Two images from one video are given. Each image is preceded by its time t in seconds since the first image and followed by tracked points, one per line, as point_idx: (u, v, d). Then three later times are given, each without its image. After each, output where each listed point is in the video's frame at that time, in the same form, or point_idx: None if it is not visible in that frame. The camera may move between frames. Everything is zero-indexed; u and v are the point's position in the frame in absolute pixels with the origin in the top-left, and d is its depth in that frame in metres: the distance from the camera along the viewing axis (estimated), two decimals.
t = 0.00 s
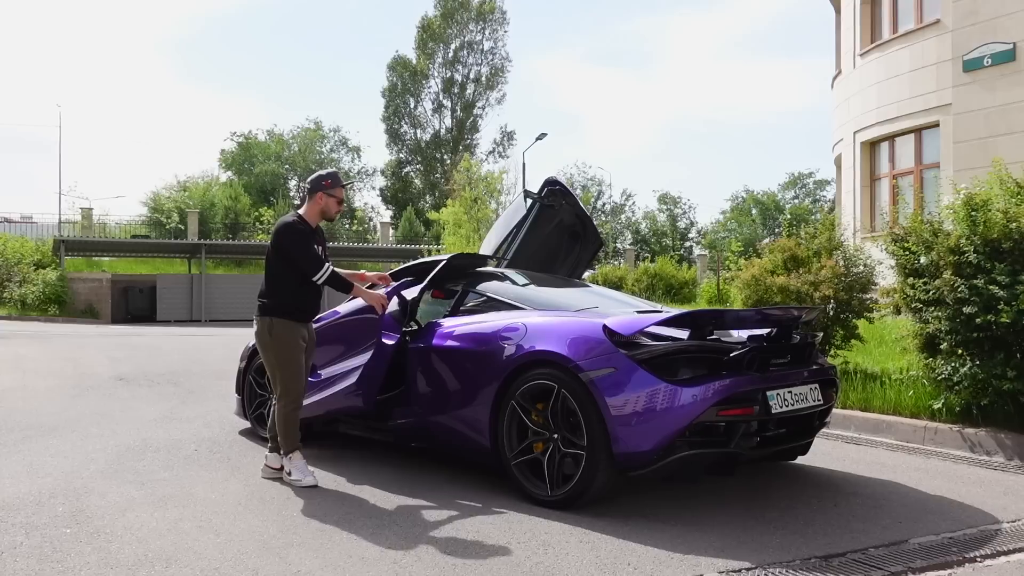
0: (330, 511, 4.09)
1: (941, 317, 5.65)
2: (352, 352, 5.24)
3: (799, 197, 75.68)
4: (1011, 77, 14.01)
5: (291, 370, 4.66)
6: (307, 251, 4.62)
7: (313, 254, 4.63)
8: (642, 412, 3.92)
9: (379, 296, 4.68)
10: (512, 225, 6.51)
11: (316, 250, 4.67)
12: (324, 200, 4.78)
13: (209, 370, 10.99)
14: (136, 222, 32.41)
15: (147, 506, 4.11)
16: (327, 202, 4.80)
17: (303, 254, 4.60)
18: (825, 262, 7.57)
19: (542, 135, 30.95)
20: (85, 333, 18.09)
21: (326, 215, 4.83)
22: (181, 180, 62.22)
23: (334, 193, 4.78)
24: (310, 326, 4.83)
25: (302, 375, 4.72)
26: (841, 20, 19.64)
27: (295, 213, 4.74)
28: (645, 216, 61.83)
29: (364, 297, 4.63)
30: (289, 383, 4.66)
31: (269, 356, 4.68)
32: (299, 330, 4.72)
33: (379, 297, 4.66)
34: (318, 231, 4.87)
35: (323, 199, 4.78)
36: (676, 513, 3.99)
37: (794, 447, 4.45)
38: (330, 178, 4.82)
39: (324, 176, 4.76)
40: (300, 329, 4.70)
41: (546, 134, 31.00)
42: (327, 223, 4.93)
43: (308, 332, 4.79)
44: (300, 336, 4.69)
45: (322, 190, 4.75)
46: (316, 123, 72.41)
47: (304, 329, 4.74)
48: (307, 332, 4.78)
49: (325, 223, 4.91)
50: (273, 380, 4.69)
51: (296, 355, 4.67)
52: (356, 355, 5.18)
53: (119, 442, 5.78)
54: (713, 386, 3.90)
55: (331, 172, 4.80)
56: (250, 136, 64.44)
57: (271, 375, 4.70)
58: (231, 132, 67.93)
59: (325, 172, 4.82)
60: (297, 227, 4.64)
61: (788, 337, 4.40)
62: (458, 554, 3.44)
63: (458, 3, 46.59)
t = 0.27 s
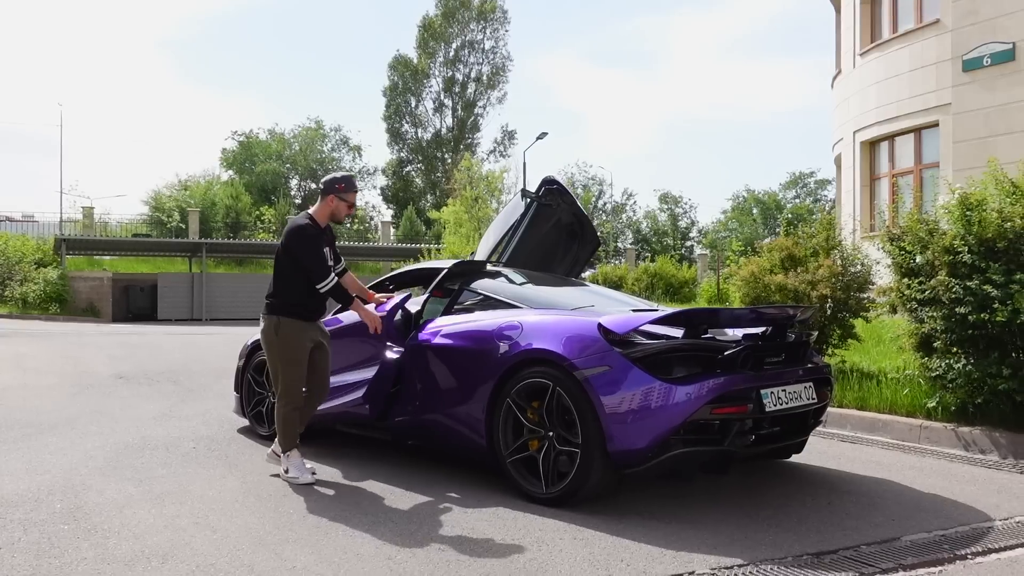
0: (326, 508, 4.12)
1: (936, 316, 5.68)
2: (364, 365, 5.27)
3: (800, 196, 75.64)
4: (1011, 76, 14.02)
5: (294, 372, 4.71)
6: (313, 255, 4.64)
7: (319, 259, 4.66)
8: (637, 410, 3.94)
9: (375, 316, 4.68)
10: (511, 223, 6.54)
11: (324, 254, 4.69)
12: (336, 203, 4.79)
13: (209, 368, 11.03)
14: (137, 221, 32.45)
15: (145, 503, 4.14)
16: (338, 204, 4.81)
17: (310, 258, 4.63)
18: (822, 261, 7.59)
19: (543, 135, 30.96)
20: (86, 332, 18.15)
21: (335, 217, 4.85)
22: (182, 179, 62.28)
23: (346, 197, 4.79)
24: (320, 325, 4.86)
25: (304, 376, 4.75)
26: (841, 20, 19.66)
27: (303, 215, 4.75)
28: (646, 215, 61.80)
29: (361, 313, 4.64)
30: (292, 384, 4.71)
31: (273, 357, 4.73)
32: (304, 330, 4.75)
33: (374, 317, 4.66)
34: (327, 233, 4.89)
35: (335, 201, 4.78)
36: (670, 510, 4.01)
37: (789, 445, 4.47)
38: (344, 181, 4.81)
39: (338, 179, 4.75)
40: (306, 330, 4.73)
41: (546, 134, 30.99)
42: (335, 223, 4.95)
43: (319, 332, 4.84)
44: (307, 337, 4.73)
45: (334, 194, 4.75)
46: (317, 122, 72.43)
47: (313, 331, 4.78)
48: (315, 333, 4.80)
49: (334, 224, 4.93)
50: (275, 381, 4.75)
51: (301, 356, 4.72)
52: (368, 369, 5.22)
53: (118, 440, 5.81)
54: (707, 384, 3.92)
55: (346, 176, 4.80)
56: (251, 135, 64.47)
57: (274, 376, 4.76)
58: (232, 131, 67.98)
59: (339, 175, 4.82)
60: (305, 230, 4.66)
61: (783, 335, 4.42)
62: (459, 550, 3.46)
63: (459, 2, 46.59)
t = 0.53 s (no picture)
0: (323, 505, 4.14)
1: (934, 315, 5.69)
2: (369, 377, 5.17)
3: (802, 196, 75.61)
4: (1010, 76, 14.02)
5: (293, 370, 4.74)
6: (302, 254, 4.70)
7: (307, 258, 4.70)
8: (633, 409, 3.96)
9: (315, 338, 4.64)
10: (508, 223, 6.55)
11: (315, 254, 4.74)
12: (348, 205, 4.87)
13: (209, 367, 11.05)
14: (138, 221, 32.51)
15: (143, 500, 4.16)
16: (351, 207, 4.88)
17: (298, 256, 4.69)
18: (821, 259, 7.60)
19: (543, 134, 31.00)
20: (88, 331, 18.20)
21: (347, 219, 4.92)
22: (184, 179, 62.35)
23: (359, 201, 4.87)
24: (328, 326, 4.88)
25: (303, 374, 4.78)
26: (842, 19, 19.66)
27: (312, 213, 4.86)
28: (647, 215, 61.81)
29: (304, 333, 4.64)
30: (293, 382, 4.75)
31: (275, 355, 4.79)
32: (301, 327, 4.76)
33: (312, 340, 4.63)
34: (336, 234, 4.95)
35: (348, 203, 4.87)
36: (666, 509, 4.03)
37: (785, 443, 4.49)
38: (360, 185, 4.90)
39: (353, 182, 4.83)
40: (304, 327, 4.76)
41: (547, 133, 31.05)
42: (349, 225, 5.03)
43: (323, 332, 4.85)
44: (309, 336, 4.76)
45: (347, 196, 4.83)
46: (318, 121, 72.50)
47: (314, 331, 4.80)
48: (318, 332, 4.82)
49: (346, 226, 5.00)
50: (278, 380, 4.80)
51: (301, 355, 4.76)
52: (376, 383, 5.10)
53: (117, 438, 5.83)
54: (703, 383, 3.93)
55: (362, 180, 4.88)
56: (252, 134, 64.53)
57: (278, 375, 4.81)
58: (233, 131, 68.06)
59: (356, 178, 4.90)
60: (305, 228, 4.75)
61: (779, 334, 4.44)
62: (460, 547, 3.48)
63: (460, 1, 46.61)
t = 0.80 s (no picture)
0: (320, 502, 4.15)
1: (932, 314, 5.70)
2: (376, 388, 5.14)
3: (803, 195, 75.53)
4: (1011, 75, 14.02)
5: (297, 367, 4.78)
6: (303, 250, 4.78)
7: (306, 254, 4.76)
8: (630, 407, 3.97)
9: (288, 334, 4.65)
10: (506, 223, 6.56)
11: (316, 251, 4.79)
12: (359, 208, 4.90)
13: (209, 366, 11.07)
14: (140, 220, 32.51)
15: (142, 498, 4.18)
16: (361, 210, 4.91)
17: (298, 252, 4.77)
18: (820, 258, 7.61)
19: (544, 133, 30.99)
20: (89, 330, 18.22)
21: (357, 222, 4.96)
22: (185, 178, 62.35)
23: (370, 205, 4.88)
24: (334, 325, 4.91)
25: (307, 371, 4.81)
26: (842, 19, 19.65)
27: (325, 214, 4.95)
28: (649, 214, 61.74)
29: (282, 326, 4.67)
30: (298, 379, 4.79)
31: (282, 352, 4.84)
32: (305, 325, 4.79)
33: (286, 335, 4.64)
34: (347, 237, 4.99)
35: (359, 207, 4.89)
36: (663, 506, 4.04)
37: (782, 442, 4.49)
38: (373, 190, 4.91)
39: (365, 187, 4.86)
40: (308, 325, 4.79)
41: (548, 132, 31.04)
42: (363, 229, 5.06)
43: (326, 331, 4.86)
44: (312, 333, 4.79)
45: (356, 200, 4.86)
46: (319, 121, 72.52)
47: (316, 329, 4.81)
48: (322, 331, 4.84)
49: (359, 230, 5.02)
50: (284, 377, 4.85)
51: (303, 353, 4.79)
52: (382, 395, 5.07)
53: (117, 437, 5.85)
54: (700, 381, 3.95)
55: (376, 185, 4.89)
56: (254, 134, 64.53)
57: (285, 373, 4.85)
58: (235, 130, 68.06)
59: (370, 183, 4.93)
60: (311, 227, 4.83)
61: (777, 333, 4.45)
62: (462, 544, 3.49)
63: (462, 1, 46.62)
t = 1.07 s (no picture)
0: (318, 501, 4.15)
1: (930, 313, 5.70)
2: (376, 387, 5.14)
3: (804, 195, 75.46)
4: (1011, 74, 14.00)
5: (297, 365, 4.80)
6: (302, 250, 4.78)
7: (305, 254, 4.77)
8: (628, 406, 3.97)
9: (310, 330, 4.67)
10: (505, 221, 6.55)
11: (315, 251, 4.80)
12: (357, 208, 4.89)
13: (210, 365, 11.08)
14: (141, 220, 32.51)
15: (140, 496, 4.19)
16: (359, 210, 4.90)
17: (297, 252, 4.77)
18: (819, 258, 7.61)
19: (544, 133, 30.98)
20: (89, 330, 18.23)
21: (355, 222, 4.96)
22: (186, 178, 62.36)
23: (367, 205, 4.88)
24: (336, 324, 4.93)
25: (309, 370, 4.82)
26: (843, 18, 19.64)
27: (322, 214, 4.95)
28: (650, 213, 61.73)
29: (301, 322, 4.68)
30: (298, 377, 4.81)
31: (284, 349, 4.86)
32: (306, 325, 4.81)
33: (309, 330, 4.67)
34: (344, 235, 4.99)
35: (357, 206, 4.89)
36: (660, 505, 4.04)
37: (780, 441, 4.49)
38: (371, 189, 4.91)
39: (364, 187, 4.85)
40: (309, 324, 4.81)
41: (549, 132, 31.04)
42: (362, 229, 5.06)
43: (328, 330, 4.88)
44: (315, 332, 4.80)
45: (355, 199, 4.86)
46: (320, 120, 72.51)
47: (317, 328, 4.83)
48: (323, 330, 4.86)
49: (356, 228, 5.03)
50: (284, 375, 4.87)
51: (305, 351, 4.81)
52: (382, 393, 5.08)
53: (117, 436, 5.86)
54: (697, 380, 3.95)
55: (373, 185, 4.90)
56: (255, 133, 64.53)
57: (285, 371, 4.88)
58: (236, 130, 68.07)
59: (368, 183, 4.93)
60: (309, 227, 4.83)
61: (775, 332, 4.45)
62: (464, 541, 3.50)
63: None
